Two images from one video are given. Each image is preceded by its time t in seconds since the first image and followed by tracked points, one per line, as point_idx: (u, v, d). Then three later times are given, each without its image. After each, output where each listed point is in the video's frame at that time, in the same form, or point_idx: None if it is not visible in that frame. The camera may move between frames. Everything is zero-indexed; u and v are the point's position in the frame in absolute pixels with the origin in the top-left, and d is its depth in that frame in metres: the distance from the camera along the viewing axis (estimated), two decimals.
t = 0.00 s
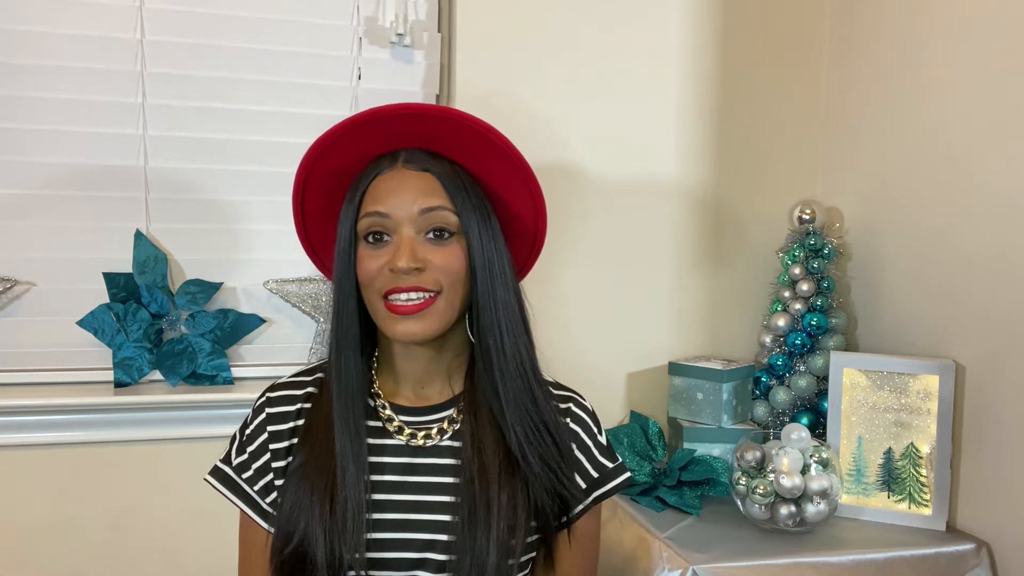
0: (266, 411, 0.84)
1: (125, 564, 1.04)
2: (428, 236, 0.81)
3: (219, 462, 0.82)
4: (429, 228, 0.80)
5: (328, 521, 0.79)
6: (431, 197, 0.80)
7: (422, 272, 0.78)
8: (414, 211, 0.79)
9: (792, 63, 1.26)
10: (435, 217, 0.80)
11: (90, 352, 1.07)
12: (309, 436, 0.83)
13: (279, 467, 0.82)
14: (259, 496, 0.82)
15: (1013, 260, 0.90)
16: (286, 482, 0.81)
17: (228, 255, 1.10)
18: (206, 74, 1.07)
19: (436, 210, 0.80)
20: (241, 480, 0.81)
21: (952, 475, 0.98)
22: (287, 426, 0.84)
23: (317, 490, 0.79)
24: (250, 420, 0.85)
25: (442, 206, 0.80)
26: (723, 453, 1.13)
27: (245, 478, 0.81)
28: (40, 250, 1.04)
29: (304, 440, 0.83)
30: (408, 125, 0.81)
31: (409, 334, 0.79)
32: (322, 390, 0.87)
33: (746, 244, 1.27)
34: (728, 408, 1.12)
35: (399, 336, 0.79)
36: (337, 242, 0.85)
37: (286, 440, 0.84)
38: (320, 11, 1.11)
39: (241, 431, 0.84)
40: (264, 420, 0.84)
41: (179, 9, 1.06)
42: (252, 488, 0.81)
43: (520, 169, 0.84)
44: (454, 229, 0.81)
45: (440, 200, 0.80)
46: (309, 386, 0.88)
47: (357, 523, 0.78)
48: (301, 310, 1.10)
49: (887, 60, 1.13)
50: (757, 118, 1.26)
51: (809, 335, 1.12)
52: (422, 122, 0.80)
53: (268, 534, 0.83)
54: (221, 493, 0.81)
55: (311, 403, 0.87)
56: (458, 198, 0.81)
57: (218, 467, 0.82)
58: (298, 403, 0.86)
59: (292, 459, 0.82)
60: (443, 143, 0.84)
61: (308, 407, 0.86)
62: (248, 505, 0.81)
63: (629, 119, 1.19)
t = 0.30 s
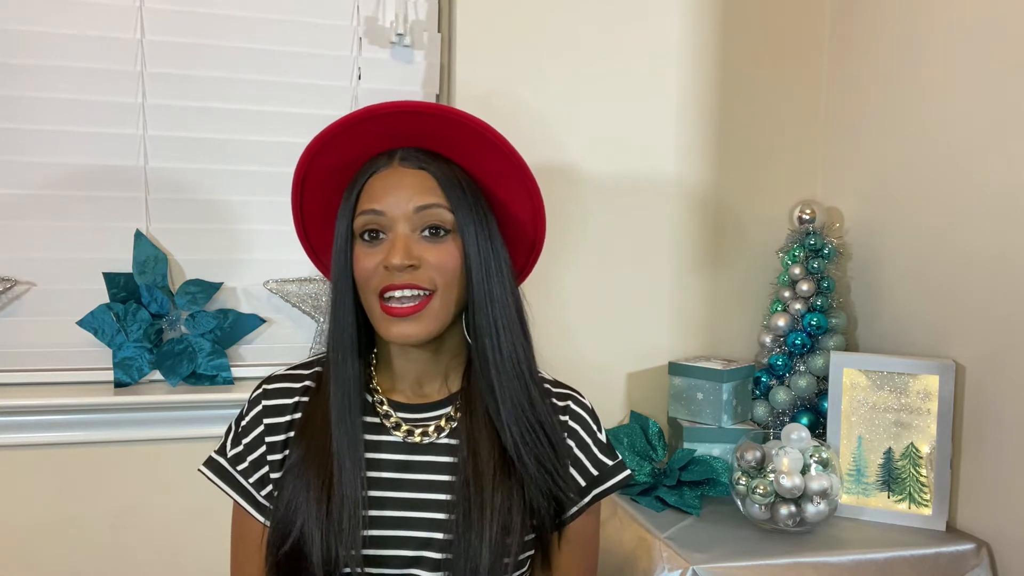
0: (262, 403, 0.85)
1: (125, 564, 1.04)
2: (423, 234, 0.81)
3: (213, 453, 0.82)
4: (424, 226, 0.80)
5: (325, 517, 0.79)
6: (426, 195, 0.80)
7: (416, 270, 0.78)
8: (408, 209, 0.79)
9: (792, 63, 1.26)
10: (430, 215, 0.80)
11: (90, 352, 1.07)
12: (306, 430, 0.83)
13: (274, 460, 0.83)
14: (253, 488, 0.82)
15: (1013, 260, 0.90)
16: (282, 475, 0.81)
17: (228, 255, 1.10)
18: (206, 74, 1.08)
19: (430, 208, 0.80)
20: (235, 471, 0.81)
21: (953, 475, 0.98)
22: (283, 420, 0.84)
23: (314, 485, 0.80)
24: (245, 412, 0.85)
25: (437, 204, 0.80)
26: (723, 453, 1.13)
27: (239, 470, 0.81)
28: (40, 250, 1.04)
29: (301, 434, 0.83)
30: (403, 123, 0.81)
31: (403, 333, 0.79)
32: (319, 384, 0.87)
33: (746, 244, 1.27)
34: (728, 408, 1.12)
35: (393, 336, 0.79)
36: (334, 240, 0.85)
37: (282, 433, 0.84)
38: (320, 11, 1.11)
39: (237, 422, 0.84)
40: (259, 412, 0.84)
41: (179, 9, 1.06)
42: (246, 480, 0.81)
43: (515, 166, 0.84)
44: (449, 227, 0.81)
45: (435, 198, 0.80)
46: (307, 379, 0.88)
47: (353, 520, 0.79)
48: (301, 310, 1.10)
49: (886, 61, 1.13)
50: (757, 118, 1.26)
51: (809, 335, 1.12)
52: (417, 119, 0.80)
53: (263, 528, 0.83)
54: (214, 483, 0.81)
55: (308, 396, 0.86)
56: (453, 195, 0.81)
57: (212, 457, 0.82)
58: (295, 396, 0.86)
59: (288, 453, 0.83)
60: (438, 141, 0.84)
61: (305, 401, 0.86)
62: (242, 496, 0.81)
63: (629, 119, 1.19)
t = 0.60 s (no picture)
0: (260, 401, 0.85)
1: (125, 564, 1.04)
2: (417, 233, 0.80)
3: (210, 452, 0.82)
4: (418, 225, 0.80)
5: (323, 516, 0.79)
6: (419, 194, 0.80)
7: (410, 269, 0.78)
8: (402, 208, 0.79)
9: (792, 63, 1.26)
10: (423, 214, 0.80)
11: (90, 352, 1.07)
12: (303, 428, 0.83)
13: (272, 459, 0.83)
14: (251, 487, 0.82)
15: (1014, 260, 0.90)
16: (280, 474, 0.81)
17: (228, 255, 1.10)
18: (206, 74, 1.08)
19: (424, 207, 0.80)
20: (232, 471, 0.81)
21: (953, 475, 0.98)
22: (281, 418, 0.84)
23: (312, 484, 0.80)
24: (243, 410, 0.85)
25: (430, 203, 0.80)
26: (723, 453, 1.13)
27: (237, 469, 0.81)
28: (40, 249, 1.04)
29: (298, 432, 0.83)
30: (396, 122, 0.81)
31: (397, 334, 0.79)
32: (317, 381, 0.87)
33: (746, 244, 1.27)
34: (728, 407, 1.12)
35: (387, 337, 0.79)
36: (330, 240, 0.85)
37: (280, 431, 0.84)
38: (320, 11, 1.11)
39: (233, 422, 0.84)
40: (257, 410, 0.84)
41: (179, 9, 1.06)
42: (244, 479, 0.81)
43: (510, 164, 0.84)
44: (443, 226, 0.81)
45: (429, 197, 0.80)
46: (304, 377, 0.88)
47: (351, 520, 0.78)
48: (301, 310, 1.10)
49: (886, 61, 1.13)
50: (757, 118, 1.26)
51: (809, 335, 1.12)
52: (411, 118, 0.80)
53: (261, 527, 0.83)
54: (212, 483, 0.81)
55: (305, 394, 0.86)
56: (446, 194, 0.80)
57: (209, 456, 0.82)
58: (293, 394, 0.86)
59: (286, 451, 0.82)
60: (432, 139, 0.83)
61: (303, 399, 0.86)
62: (239, 496, 0.81)
63: (629, 119, 1.19)
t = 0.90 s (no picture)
0: (258, 402, 0.84)
1: (125, 564, 1.04)
2: (413, 233, 0.80)
3: (209, 452, 0.82)
4: (413, 225, 0.80)
5: (320, 515, 0.79)
6: (414, 194, 0.79)
7: (404, 269, 0.78)
8: (397, 207, 0.79)
9: (792, 63, 1.26)
10: (418, 214, 0.80)
11: (90, 352, 1.06)
12: (302, 428, 0.83)
13: (269, 459, 0.83)
14: (249, 487, 0.82)
15: (1014, 260, 0.90)
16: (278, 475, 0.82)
17: (228, 255, 1.10)
18: (206, 74, 1.07)
19: (419, 207, 0.79)
20: (230, 471, 0.81)
21: (952, 475, 0.98)
22: (279, 418, 0.84)
23: (310, 484, 0.80)
24: (241, 410, 0.85)
25: (425, 203, 0.80)
26: (723, 453, 1.13)
27: (235, 469, 0.81)
28: (39, 249, 1.04)
29: (296, 432, 0.83)
30: (391, 122, 0.81)
31: (391, 334, 0.78)
32: (316, 382, 0.87)
33: (746, 244, 1.27)
34: (728, 408, 1.12)
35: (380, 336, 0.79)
36: (327, 240, 0.85)
37: (278, 432, 0.84)
38: (320, 11, 1.11)
39: (231, 422, 0.84)
40: (255, 410, 0.84)
41: (179, 9, 1.06)
42: (242, 480, 0.81)
43: (506, 162, 0.83)
44: (439, 226, 0.81)
45: (424, 197, 0.80)
46: (303, 377, 0.88)
47: (349, 521, 0.79)
48: (301, 310, 1.10)
49: (886, 61, 1.13)
50: (757, 118, 1.26)
51: (809, 335, 1.12)
52: (407, 118, 0.80)
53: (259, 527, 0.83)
54: (211, 483, 0.81)
55: (304, 394, 0.86)
56: (442, 194, 0.80)
57: (207, 457, 0.82)
58: (291, 395, 0.86)
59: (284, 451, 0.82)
60: (428, 138, 0.83)
61: (301, 400, 0.86)
62: (237, 496, 0.81)
63: (629, 119, 1.19)
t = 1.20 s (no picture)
0: (251, 398, 0.84)
1: (126, 564, 1.04)
2: (408, 233, 0.80)
3: (204, 448, 0.83)
4: (408, 226, 0.80)
5: (309, 513, 0.79)
6: (410, 194, 0.79)
7: (399, 270, 0.78)
8: (393, 208, 0.79)
9: (791, 63, 1.26)
10: (414, 214, 0.79)
11: (90, 353, 1.07)
12: (295, 425, 0.83)
13: (262, 456, 0.83)
14: (241, 483, 0.82)
15: (1014, 259, 0.90)
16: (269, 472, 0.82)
17: (228, 255, 1.10)
18: (206, 74, 1.08)
19: (415, 207, 0.79)
20: (224, 467, 0.82)
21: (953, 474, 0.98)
22: (272, 415, 0.84)
23: (300, 482, 0.79)
24: (235, 407, 0.85)
25: (421, 203, 0.79)
26: (723, 453, 1.13)
27: (229, 465, 0.82)
28: (40, 249, 1.04)
29: (289, 429, 0.83)
30: (387, 121, 0.81)
31: (384, 334, 0.78)
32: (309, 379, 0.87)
33: (746, 244, 1.27)
34: (728, 407, 1.12)
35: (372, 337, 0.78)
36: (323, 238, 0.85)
37: (271, 429, 0.84)
38: (320, 11, 1.11)
39: (226, 418, 0.84)
40: (249, 407, 0.84)
41: (179, 9, 1.06)
42: (235, 476, 0.82)
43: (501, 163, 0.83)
44: (434, 227, 0.81)
45: (419, 198, 0.80)
46: (297, 375, 0.88)
47: (338, 521, 0.78)
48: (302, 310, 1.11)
49: (886, 60, 1.13)
50: (756, 118, 1.26)
51: (809, 335, 1.12)
52: (403, 118, 0.80)
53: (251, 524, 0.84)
54: (205, 479, 0.82)
55: (297, 392, 0.86)
56: (437, 195, 0.80)
57: (202, 452, 0.82)
58: (284, 392, 0.86)
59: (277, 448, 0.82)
60: (423, 138, 0.83)
61: (294, 397, 0.86)
62: (230, 491, 0.81)
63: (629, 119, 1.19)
